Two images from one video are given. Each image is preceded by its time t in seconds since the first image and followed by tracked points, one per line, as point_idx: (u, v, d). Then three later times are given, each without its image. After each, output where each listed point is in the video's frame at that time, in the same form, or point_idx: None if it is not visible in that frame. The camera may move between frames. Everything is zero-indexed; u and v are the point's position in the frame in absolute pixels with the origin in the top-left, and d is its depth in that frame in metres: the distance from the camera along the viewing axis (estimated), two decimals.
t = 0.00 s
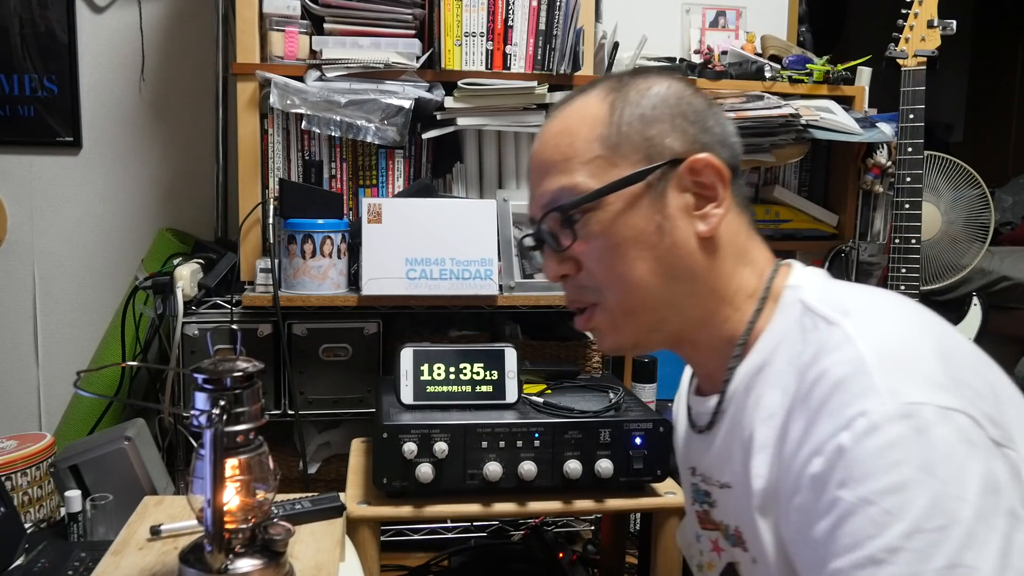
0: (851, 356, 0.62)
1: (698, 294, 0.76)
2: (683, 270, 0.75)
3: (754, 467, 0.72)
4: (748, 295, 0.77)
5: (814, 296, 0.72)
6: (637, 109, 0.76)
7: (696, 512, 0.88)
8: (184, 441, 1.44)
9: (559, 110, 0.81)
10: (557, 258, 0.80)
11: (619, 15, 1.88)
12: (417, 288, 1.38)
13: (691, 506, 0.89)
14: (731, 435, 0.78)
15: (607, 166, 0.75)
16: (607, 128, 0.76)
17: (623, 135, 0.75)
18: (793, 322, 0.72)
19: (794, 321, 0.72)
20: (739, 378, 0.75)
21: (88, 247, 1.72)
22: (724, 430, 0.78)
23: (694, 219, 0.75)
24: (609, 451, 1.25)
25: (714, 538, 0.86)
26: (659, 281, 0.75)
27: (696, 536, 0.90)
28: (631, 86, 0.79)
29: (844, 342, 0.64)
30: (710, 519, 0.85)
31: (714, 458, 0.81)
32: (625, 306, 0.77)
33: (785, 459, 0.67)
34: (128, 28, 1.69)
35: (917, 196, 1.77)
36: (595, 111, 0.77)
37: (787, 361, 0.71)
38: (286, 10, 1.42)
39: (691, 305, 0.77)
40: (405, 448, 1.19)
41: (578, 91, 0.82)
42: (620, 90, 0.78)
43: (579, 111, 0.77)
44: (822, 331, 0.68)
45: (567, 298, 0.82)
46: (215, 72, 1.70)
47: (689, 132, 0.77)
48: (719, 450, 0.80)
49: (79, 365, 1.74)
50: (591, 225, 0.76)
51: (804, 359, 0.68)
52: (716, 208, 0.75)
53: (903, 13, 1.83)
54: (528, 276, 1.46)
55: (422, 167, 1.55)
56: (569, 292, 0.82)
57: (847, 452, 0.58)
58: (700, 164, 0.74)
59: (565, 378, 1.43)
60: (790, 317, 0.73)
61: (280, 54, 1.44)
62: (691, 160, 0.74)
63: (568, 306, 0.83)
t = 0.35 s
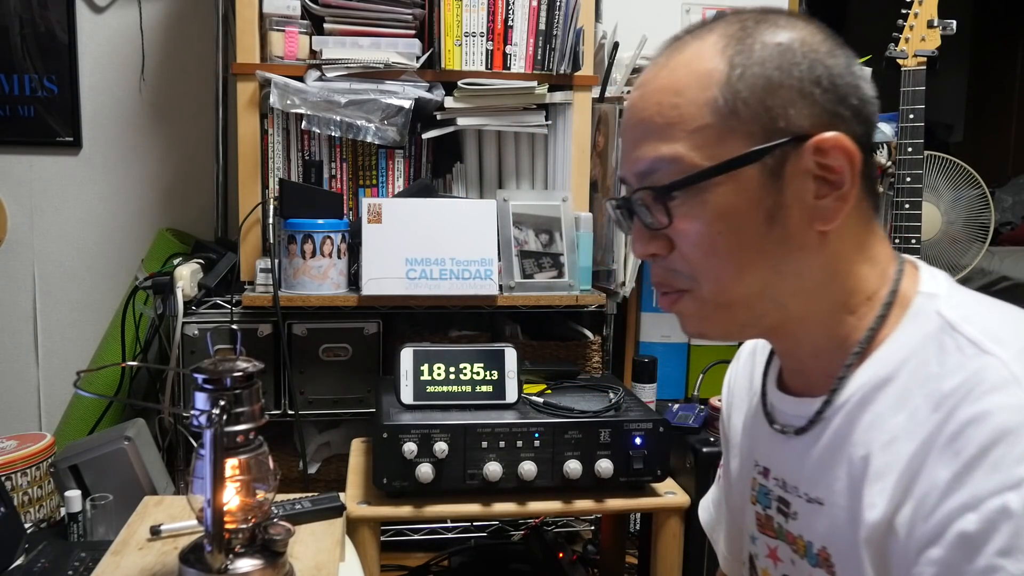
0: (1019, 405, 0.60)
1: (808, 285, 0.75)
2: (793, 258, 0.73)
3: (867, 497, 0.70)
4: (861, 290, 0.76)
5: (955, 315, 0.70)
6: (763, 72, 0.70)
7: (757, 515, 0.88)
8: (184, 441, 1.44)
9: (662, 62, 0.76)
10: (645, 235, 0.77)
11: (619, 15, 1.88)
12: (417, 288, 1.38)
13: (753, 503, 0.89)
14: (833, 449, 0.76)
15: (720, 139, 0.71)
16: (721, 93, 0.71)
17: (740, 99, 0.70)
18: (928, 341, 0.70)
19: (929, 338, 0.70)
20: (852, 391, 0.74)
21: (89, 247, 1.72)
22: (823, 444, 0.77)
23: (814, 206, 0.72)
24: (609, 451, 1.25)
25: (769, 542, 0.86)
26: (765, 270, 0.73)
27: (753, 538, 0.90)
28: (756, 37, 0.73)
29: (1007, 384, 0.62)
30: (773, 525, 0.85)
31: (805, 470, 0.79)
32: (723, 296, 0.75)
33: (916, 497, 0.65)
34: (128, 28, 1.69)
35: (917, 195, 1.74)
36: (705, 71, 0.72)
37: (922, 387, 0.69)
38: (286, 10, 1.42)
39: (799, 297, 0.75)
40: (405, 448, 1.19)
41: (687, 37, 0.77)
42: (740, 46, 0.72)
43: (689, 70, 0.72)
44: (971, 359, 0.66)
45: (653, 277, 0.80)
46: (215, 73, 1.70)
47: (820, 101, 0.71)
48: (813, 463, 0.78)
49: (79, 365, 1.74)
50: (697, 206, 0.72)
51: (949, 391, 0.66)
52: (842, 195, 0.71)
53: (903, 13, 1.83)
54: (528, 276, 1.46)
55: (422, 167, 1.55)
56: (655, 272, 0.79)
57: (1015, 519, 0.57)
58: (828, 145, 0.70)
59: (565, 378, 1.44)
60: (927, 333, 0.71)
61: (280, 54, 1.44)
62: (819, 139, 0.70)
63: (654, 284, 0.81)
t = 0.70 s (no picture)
0: None
1: (869, 330, 0.69)
2: (856, 304, 0.67)
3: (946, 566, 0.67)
4: (934, 332, 0.71)
5: None
6: (840, 77, 0.62)
7: (790, 547, 0.86)
8: (184, 441, 1.44)
9: (714, 56, 0.68)
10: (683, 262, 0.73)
11: (619, 15, 1.88)
12: (417, 288, 1.38)
13: (786, 531, 0.86)
14: (899, 502, 0.72)
15: (776, 171, 0.64)
16: (779, 110, 0.63)
17: (801, 118, 0.62)
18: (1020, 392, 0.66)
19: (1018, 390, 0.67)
20: (926, 443, 0.70)
21: (90, 247, 1.72)
22: (886, 495, 0.73)
23: (884, 248, 0.64)
24: (609, 451, 1.25)
25: None
26: (823, 315, 0.67)
27: (782, 565, 0.88)
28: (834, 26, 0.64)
29: None
30: (811, 562, 0.83)
31: (861, 520, 0.75)
32: (768, 342, 0.69)
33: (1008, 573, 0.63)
34: (128, 28, 1.69)
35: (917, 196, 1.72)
36: (762, 79, 0.64)
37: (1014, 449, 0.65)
38: (286, 10, 1.42)
39: (858, 342, 0.69)
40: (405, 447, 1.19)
41: (748, 23, 0.69)
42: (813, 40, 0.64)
43: (744, 77, 0.65)
44: None
45: (694, 309, 0.75)
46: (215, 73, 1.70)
47: (905, 117, 0.62)
48: (871, 513, 0.74)
49: (79, 365, 1.74)
50: (745, 242, 0.66)
51: None
52: (918, 237, 0.64)
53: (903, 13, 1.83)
54: (528, 276, 1.46)
55: (422, 167, 1.55)
56: (696, 304, 0.74)
57: None
58: (906, 179, 0.62)
59: (565, 378, 1.43)
60: (1016, 384, 0.67)
61: (280, 54, 1.44)
62: (897, 173, 0.62)
63: (694, 315, 0.76)
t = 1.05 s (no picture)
0: None
1: (860, 388, 0.65)
2: (846, 364, 0.63)
3: None
4: (937, 385, 0.66)
5: None
6: (829, 121, 0.56)
7: None
8: (184, 441, 1.44)
9: (692, 86, 0.62)
10: (653, 311, 0.68)
11: (619, 15, 1.88)
12: (417, 288, 1.38)
13: (785, 573, 0.83)
14: (910, 557, 0.68)
15: (753, 227, 0.59)
16: (758, 159, 0.58)
17: (782, 169, 0.57)
18: None
19: None
20: (936, 497, 0.65)
21: (90, 247, 1.72)
22: (890, 550, 0.69)
23: (875, 310, 0.60)
24: (609, 451, 1.25)
25: None
26: (809, 376, 0.63)
27: None
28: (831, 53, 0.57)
29: None
30: None
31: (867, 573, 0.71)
32: (747, 399, 0.66)
33: None
34: (127, 28, 1.69)
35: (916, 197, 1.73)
36: (741, 120, 0.58)
37: None
38: (287, 10, 1.42)
39: (849, 399, 0.66)
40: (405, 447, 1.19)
41: (734, 45, 0.62)
42: (803, 72, 0.57)
43: (721, 116, 0.59)
44: None
45: (670, 356, 0.71)
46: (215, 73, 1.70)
47: (904, 165, 0.57)
48: (878, 566, 0.70)
49: (79, 364, 1.74)
50: (723, 298, 0.62)
51: None
52: (913, 300, 0.59)
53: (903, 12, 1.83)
54: (528, 276, 1.46)
55: (422, 167, 1.55)
56: (672, 351, 0.70)
57: None
58: (902, 240, 0.57)
59: (565, 378, 1.43)
60: None
61: (280, 54, 1.44)
62: (891, 233, 0.57)
63: (672, 361, 0.72)
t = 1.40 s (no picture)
0: None
1: (788, 428, 0.63)
2: (771, 406, 0.61)
3: None
4: (876, 413, 0.64)
5: (1013, 429, 0.60)
6: (731, 171, 0.53)
7: None
8: (184, 441, 1.44)
9: (605, 130, 0.59)
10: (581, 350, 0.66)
11: (619, 15, 1.88)
12: (417, 288, 1.38)
13: None
14: None
15: (664, 274, 0.57)
16: (664, 209, 0.55)
17: (688, 219, 0.54)
18: (981, 461, 0.60)
19: (981, 458, 0.61)
20: (886, 521, 0.64)
21: (89, 247, 1.72)
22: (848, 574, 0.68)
23: (792, 353, 0.58)
24: (609, 451, 1.25)
25: None
26: (736, 419, 0.61)
27: None
28: (739, 98, 0.54)
29: None
30: None
31: None
32: (678, 439, 0.64)
33: None
34: (127, 29, 1.69)
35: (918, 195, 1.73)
36: (647, 168, 0.56)
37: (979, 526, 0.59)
38: (286, 10, 1.42)
39: (779, 439, 0.64)
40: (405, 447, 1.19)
41: (646, 87, 0.59)
42: (707, 121, 0.54)
43: (630, 163, 0.56)
44: None
45: (604, 391, 0.69)
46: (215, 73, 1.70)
47: (812, 215, 0.54)
48: None
49: (80, 364, 1.74)
50: (641, 343, 0.59)
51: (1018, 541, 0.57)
52: (829, 344, 0.57)
53: (903, 13, 1.83)
54: (528, 276, 1.46)
55: (422, 167, 1.55)
56: (604, 386, 0.68)
57: None
58: (812, 287, 0.55)
59: (565, 378, 1.43)
60: (978, 452, 0.61)
61: (280, 54, 1.44)
62: (801, 280, 0.55)
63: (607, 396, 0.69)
